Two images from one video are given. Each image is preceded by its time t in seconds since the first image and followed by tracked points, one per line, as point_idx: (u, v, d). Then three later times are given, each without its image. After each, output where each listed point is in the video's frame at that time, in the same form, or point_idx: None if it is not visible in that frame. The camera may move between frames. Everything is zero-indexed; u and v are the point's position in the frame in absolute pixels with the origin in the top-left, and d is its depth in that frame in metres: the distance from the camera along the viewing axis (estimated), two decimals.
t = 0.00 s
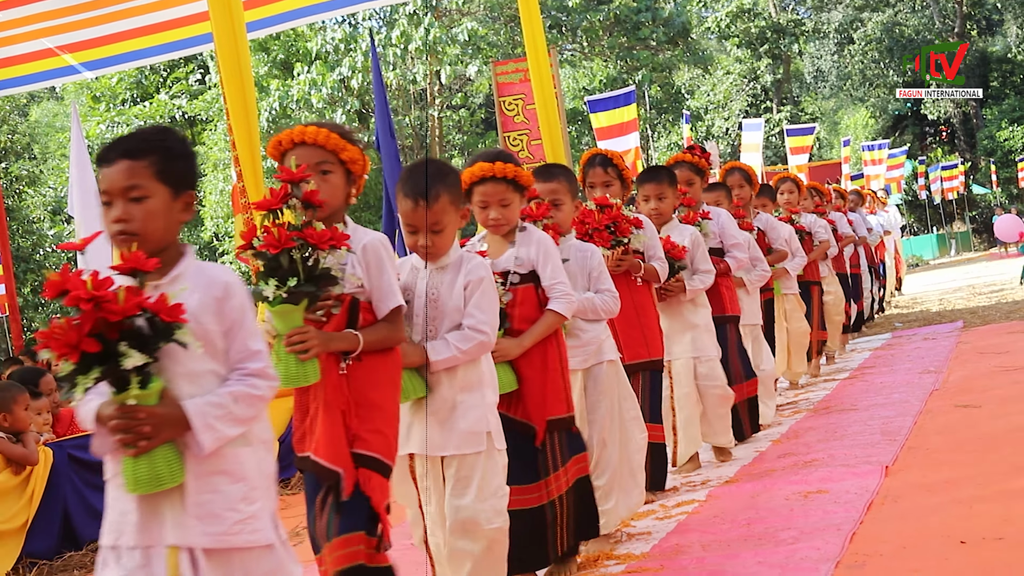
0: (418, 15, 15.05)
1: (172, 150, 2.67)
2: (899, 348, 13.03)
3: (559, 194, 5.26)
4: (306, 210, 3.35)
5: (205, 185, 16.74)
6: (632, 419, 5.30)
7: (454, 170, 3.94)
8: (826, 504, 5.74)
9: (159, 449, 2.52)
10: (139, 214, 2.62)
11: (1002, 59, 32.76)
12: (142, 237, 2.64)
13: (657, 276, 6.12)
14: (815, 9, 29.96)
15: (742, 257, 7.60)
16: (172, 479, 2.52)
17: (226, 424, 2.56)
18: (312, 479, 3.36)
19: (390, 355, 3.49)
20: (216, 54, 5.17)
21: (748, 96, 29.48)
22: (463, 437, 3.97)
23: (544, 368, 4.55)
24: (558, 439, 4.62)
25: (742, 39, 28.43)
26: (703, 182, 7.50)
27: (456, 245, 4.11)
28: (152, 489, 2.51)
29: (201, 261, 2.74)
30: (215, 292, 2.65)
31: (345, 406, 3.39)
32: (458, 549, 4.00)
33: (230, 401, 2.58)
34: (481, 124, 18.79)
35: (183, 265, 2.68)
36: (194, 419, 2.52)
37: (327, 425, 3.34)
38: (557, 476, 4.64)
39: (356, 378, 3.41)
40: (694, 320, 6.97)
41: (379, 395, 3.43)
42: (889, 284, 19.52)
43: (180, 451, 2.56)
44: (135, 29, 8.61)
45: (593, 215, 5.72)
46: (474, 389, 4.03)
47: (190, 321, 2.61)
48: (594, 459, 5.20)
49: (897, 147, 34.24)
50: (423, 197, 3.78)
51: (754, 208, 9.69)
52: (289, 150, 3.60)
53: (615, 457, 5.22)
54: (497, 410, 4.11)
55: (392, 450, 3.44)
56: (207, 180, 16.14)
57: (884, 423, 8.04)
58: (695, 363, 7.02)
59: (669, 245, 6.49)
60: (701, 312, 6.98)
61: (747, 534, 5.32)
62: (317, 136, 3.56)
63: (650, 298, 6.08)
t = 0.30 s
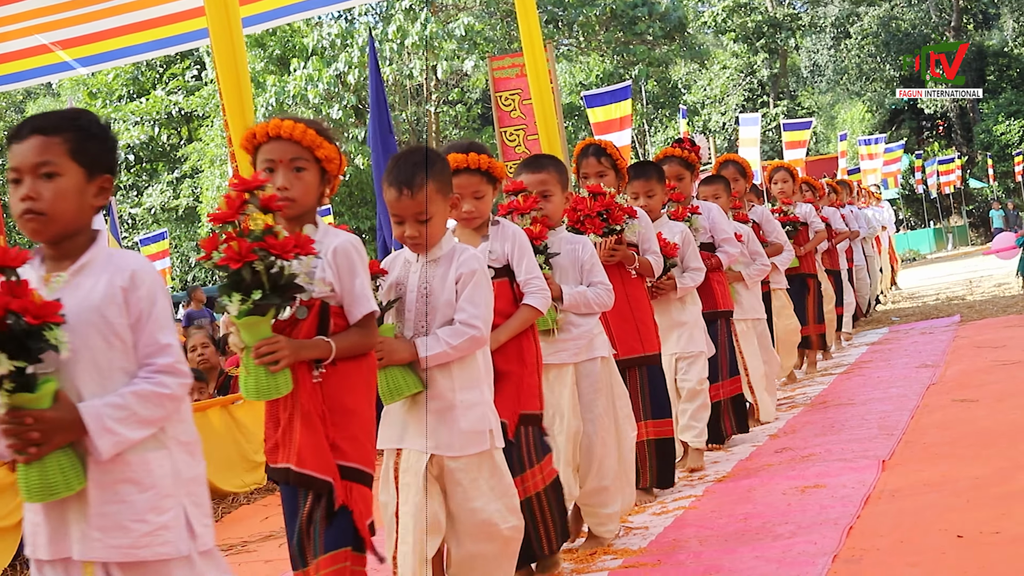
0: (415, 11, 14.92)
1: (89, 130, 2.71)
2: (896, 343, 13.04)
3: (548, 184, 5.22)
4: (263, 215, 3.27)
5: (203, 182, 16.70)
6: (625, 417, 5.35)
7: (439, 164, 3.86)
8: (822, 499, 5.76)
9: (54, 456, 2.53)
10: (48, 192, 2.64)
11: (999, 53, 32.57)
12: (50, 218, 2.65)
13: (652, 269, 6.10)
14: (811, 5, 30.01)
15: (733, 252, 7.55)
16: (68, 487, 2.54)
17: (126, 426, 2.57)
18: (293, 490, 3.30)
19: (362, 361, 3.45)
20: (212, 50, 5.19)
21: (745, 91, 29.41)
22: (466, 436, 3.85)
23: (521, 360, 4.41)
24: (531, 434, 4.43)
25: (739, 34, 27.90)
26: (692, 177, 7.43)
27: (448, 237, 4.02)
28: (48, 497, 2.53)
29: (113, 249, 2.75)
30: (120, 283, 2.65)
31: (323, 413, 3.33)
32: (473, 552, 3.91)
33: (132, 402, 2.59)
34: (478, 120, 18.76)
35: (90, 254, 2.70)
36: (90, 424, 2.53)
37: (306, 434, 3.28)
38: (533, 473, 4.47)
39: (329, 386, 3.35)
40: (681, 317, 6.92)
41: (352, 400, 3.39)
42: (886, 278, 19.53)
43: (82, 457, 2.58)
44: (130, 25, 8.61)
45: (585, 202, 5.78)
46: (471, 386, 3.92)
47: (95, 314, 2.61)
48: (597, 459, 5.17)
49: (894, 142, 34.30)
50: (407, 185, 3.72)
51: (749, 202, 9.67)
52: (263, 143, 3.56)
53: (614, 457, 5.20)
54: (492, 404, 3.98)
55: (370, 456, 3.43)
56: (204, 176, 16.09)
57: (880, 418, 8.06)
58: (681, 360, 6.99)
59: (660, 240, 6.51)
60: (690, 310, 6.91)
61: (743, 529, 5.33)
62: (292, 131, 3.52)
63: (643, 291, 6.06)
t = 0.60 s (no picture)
0: (414, 9, 14.93)
1: (44, 130, 2.72)
2: (896, 339, 13.04)
3: (533, 184, 5.14)
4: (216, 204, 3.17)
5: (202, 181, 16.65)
6: (617, 419, 5.29)
7: (420, 162, 3.72)
8: (823, 496, 5.76)
9: (11, 454, 2.56)
10: (5, 198, 2.67)
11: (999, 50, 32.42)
12: (9, 224, 2.69)
13: (648, 269, 6.04)
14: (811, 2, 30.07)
15: (730, 250, 7.64)
16: (26, 485, 2.56)
17: (86, 422, 2.59)
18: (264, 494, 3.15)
19: (340, 355, 3.31)
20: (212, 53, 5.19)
21: (744, 89, 29.42)
22: (454, 439, 3.79)
23: (514, 369, 4.40)
24: (521, 442, 4.51)
25: (738, 31, 27.92)
26: (691, 170, 7.41)
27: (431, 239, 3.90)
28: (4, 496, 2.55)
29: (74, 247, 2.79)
30: (79, 277, 2.68)
31: (296, 415, 3.18)
32: (473, 555, 3.91)
33: (92, 397, 2.60)
34: (477, 118, 18.72)
35: (51, 251, 2.73)
36: (47, 420, 2.55)
37: (277, 435, 3.14)
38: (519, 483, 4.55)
39: (306, 383, 3.21)
40: (676, 321, 6.83)
41: (328, 399, 3.23)
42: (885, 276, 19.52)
43: (40, 456, 2.61)
44: (129, 24, 8.60)
45: (577, 203, 5.70)
46: (456, 390, 3.85)
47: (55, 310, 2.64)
48: (593, 463, 5.10)
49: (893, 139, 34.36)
50: (385, 186, 3.60)
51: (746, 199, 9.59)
52: (237, 128, 3.39)
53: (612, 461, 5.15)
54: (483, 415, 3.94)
55: (351, 459, 3.26)
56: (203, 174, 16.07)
57: (880, 415, 8.06)
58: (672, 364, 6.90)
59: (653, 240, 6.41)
60: (685, 312, 6.84)
61: (744, 526, 5.33)
62: (267, 115, 3.34)
63: (639, 291, 6.05)
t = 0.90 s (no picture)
0: (415, 14, 14.96)
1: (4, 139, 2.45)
2: (897, 344, 13.05)
3: (510, 188, 4.99)
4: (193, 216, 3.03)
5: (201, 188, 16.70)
6: (601, 426, 5.10)
7: (383, 165, 3.58)
8: (824, 501, 5.75)
9: None
10: None
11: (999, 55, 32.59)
12: None
13: (633, 276, 5.89)
14: (810, 6, 30.06)
15: (726, 256, 7.46)
16: None
17: (27, 458, 2.29)
18: (237, 513, 2.99)
19: (319, 365, 3.18)
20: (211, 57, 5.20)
21: (745, 94, 29.47)
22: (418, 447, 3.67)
23: (499, 379, 4.25)
24: (517, 453, 4.33)
25: (739, 36, 27.78)
26: (686, 176, 7.47)
27: (395, 242, 3.78)
28: None
29: (41, 265, 2.49)
30: (34, 298, 2.39)
31: (277, 428, 3.05)
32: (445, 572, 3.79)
33: (35, 431, 2.30)
34: (477, 124, 18.73)
35: (11, 268, 2.42)
36: None
37: (256, 451, 3.00)
38: (516, 497, 4.34)
39: (284, 395, 3.09)
40: (674, 326, 6.71)
41: (307, 412, 3.12)
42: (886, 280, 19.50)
43: None
44: (129, 30, 8.61)
45: (563, 210, 5.60)
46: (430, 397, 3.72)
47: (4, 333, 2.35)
48: (572, 473, 4.87)
49: (893, 143, 34.38)
50: (345, 190, 3.46)
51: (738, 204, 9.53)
52: (209, 132, 3.22)
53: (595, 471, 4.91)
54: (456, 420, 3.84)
55: (334, 471, 3.14)
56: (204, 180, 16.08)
57: (882, 419, 8.05)
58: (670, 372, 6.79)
59: (653, 242, 6.39)
60: (684, 317, 6.71)
61: (745, 531, 5.32)
62: (242, 119, 3.18)
63: (625, 301, 5.92)
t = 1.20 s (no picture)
0: (419, 13, 14.95)
1: None
2: (901, 344, 13.06)
3: (503, 188, 4.81)
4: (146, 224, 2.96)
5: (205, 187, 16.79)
6: (592, 434, 4.97)
7: (370, 163, 3.45)
8: (828, 501, 5.74)
9: None
10: None
11: (1003, 54, 32.79)
12: None
13: (619, 276, 5.69)
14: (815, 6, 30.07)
15: (722, 260, 7.28)
16: None
17: None
18: (195, 538, 2.79)
19: (276, 381, 2.98)
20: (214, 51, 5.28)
21: (748, 93, 29.68)
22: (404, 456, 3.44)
23: (488, 386, 4.15)
24: (505, 464, 4.24)
25: (743, 36, 27.70)
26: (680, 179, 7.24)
27: (383, 244, 3.59)
28: None
29: None
30: None
31: (234, 446, 2.84)
32: None
33: None
34: (482, 123, 18.80)
35: None
36: None
37: (214, 471, 2.79)
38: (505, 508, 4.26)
39: (239, 413, 2.86)
40: (675, 325, 6.55)
41: (267, 431, 2.91)
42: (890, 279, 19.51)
43: None
44: (132, 29, 8.61)
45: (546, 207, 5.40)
46: (412, 404, 3.48)
47: None
48: (550, 477, 4.86)
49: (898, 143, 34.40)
50: (332, 190, 3.35)
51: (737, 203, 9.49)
52: (165, 139, 3.01)
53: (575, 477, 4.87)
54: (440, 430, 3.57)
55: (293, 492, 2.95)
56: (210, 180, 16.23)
57: (885, 419, 8.04)
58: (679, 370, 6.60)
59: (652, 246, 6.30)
60: (683, 317, 6.58)
61: (749, 532, 5.32)
62: (197, 124, 2.98)
63: (611, 301, 5.79)
